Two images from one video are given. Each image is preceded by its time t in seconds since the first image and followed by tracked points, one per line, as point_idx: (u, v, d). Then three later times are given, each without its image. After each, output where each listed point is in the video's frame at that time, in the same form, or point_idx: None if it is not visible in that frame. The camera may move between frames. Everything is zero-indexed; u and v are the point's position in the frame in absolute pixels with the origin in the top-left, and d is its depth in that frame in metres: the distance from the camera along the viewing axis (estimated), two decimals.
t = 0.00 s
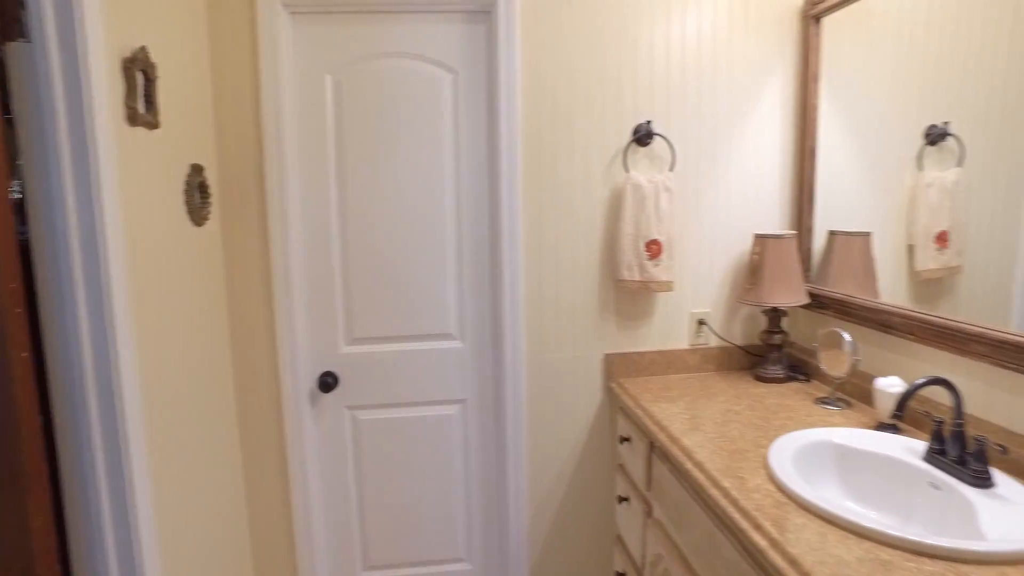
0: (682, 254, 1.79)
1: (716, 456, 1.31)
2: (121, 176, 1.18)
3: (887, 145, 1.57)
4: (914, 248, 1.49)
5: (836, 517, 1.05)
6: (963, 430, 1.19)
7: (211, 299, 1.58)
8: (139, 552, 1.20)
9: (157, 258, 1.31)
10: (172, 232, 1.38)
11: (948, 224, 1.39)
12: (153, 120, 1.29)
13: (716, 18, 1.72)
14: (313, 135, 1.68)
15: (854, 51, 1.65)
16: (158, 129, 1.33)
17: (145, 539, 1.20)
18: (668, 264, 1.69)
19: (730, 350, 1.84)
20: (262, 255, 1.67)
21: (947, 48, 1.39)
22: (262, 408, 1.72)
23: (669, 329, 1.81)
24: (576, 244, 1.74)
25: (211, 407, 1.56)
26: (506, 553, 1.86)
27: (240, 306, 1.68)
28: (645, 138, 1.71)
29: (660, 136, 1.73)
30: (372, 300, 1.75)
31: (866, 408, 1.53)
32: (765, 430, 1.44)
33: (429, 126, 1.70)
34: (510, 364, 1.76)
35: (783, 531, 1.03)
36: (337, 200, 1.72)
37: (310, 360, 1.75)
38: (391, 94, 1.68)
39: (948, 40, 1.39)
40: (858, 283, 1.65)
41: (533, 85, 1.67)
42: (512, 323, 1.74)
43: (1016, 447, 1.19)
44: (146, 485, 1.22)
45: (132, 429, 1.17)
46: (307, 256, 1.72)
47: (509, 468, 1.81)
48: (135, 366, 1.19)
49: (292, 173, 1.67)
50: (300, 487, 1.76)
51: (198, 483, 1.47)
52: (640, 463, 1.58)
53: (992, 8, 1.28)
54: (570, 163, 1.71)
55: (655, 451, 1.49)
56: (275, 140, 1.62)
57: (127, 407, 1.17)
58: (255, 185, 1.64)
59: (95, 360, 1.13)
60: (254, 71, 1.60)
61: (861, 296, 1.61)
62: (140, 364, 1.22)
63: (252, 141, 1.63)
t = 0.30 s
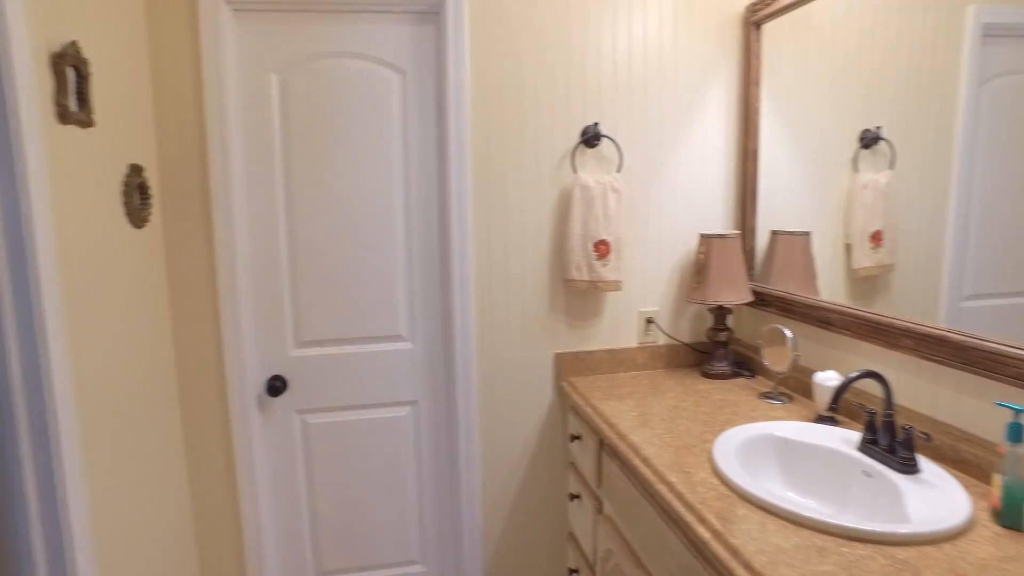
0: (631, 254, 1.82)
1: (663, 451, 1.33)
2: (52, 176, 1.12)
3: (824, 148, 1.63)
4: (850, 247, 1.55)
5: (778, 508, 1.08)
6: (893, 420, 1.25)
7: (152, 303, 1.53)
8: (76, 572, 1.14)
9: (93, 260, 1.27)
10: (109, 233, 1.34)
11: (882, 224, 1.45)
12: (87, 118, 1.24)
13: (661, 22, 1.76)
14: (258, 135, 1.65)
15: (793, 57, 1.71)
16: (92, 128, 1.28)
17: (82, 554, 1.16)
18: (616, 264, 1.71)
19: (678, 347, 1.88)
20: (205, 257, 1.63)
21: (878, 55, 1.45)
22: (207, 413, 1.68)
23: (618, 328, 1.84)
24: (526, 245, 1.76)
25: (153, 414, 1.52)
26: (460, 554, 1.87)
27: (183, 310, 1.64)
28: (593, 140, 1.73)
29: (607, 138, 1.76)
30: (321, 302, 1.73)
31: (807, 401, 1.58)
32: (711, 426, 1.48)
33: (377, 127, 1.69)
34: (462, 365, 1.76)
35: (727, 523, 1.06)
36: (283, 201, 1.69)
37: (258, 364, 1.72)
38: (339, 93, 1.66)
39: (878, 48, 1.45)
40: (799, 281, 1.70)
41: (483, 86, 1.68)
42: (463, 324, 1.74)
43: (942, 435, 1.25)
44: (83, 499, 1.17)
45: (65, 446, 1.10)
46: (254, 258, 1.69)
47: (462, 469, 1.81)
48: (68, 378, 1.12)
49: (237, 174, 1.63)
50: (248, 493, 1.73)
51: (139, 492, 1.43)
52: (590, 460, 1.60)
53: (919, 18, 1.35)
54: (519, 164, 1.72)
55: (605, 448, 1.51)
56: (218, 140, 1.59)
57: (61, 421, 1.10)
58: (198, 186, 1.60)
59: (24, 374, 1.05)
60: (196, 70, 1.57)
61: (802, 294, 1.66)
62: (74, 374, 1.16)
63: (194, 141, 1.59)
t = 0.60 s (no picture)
0: (581, 253, 1.84)
1: (612, 447, 1.35)
2: None
3: (767, 149, 1.68)
4: (793, 245, 1.60)
5: (723, 498, 1.11)
6: (832, 411, 1.29)
7: (88, 305, 1.48)
8: None
9: (22, 260, 1.22)
10: (39, 232, 1.29)
11: (822, 222, 1.50)
12: (12, 112, 1.19)
13: (608, 24, 1.78)
14: (200, 132, 1.61)
15: (737, 61, 1.75)
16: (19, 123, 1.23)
17: (11, 566, 1.11)
18: (566, 262, 1.73)
19: (628, 344, 1.91)
20: (145, 258, 1.58)
21: (816, 60, 1.50)
22: (149, 419, 1.64)
23: (569, 326, 1.86)
24: (476, 244, 1.76)
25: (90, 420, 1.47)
26: (415, 554, 1.86)
27: (123, 312, 1.59)
28: (542, 139, 1.74)
29: (556, 138, 1.78)
30: (269, 303, 1.70)
31: (752, 395, 1.62)
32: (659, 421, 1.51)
33: (325, 125, 1.67)
34: (413, 365, 1.75)
35: (673, 515, 1.08)
36: (228, 201, 1.65)
37: (203, 367, 1.68)
38: (285, 91, 1.64)
39: (815, 53, 1.50)
40: (744, 278, 1.75)
41: (432, 86, 1.67)
42: (413, 323, 1.73)
43: (876, 424, 1.31)
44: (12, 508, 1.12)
45: None
46: (197, 259, 1.65)
47: (414, 469, 1.80)
48: None
49: (178, 172, 1.59)
50: (193, 499, 1.69)
51: (75, 501, 1.38)
52: (542, 457, 1.62)
53: (853, 24, 1.40)
54: (468, 163, 1.72)
55: (556, 445, 1.52)
56: (157, 137, 1.54)
57: None
58: (136, 185, 1.55)
59: None
60: (133, 65, 1.52)
61: (747, 290, 1.71)
62: None
63: (132, 138, 1.54)
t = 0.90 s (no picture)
0: (536, 251, 1.85)
1: (566, 443, 1.36)
2: None
3: (717, 149, 1.71)
4: (742, 243, 1.63)
5: (674, 492, 1.13)
6: (779, 404, 1.32)
7: (23, 309, 1.42)
8: None
9: None
10: None
11: (771, 220, 1.54)
12: None
13: (561, 24, 1.80)
14: (143, 130, 1.57)
15: (686, 63, 1.79)
16: None
17: None
18: (519, 261, 1.74)
19: (583, 342, 1.93)
20: (85, 259, 1.53)
21: (762, 62, 1.54)
22: (90, 425, 1.58)
23: (524, 324, 1.87)
24: (430, 242, 1.75)
25: (27, 427, 1.41)
26: (372, 556, 1.84)
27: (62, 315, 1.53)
28: (495, 138, 1.75)
29: (509, 137, 1.78)
30: (217, 305, 1.66)
31: (703, 389, 1.66)
32: (614, 417, 1.52)
33: (275, 123, 1.64)
34: (366, 366, 1.73)
35: (625, 509, 1.10)
36: (173, 200, 1.61)
37: (149, 371, 1.63)
38: (233, 88, 1.60)
39: (762, 55, 1.54)
40: (696, 276, 1.78)
41: (384, 84, 1.66)
42: (367, 324, 1.72)
43: (821, 415, 1.35)
44: None
45: None
46: (141, 260, 1.60)
47: (370, 470, 1.79)
48: None
49: (120, 171, 1.54)
50: (139, 507, 1.64)
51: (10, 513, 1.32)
52: (498, 455, 1.62)
53: (797, 28, 1.44)
54: (422, 162, 1.72)
55: (511, 442, 1.52)
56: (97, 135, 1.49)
57: None
58: (74, 184, 1.50)
59: None
60: (69, 59, 1.46)
61: (698, 287, 1.74)
62: None
63: (69, 135, 1.49)
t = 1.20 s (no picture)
0: (494, 250, 1.86)
1: (525, 439, 1.37)
2: None
3: (672, 148, 1.74)
4: (698, 240, 1.66)
5: (630, 484, 1.15)
6: (732, 397, 1.36)
7: None
8: None
9: None
10: None
11: (725, 218, 1.58)
12: None
13: (519, 24, 1.81)
14: (89, 126, 1.52)
15: (641, 63, 1.81)
16: None
17: None
18: (477, 259, 1.74)
19: (542, 339, 1.94)
20: (27, 259, 1.48)
21: (715, 64, 1.58)
22: (35, 429, 1.54)
23: (483, 322, 1.87)
24: (388, 241, 1.75)
25: None
26: (332, 558, 1.82)
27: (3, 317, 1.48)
28: (452, 136, 1.75)
29: (467, 135, 1.78)
30: (169, 306, 1.62)
31: (660, 384, 1.68)
32: (572, 413, 1.54)
33: (228, 120, 1.61)
34: (324, 366, 1.72)
35: (581, 504, 1.11)
36: (121, 199, 1.57)
37: (98, 374, 1.59)
38: (183, 84, 1.57)
39: (714, 56, 1.58)
40: (653, 273, 1.81)
41: (341, 81, 1.65)
42: (324, 323, 1.70)
43: (773, 407, 1.38)
44: None
45: None
46: (88, 261, 1.55)
47: (329, 471, 1.77)
48: None
49: (64, 169, 1.49)
50: (87, 513, 1.59)
51: None
52: (458, 453, 1.62)
53: (746, 30, 1.47)
54: (378, 160, 1.71)
55: (470, 440, 1.53)
56: (39, 131, 1.45)
57: None
58: (15, 182, 1.45)
59: None
60: (8, 52, 1.41)
61: (655, 284, 1.77)
62: None
63: (9, 131, 1.44)
